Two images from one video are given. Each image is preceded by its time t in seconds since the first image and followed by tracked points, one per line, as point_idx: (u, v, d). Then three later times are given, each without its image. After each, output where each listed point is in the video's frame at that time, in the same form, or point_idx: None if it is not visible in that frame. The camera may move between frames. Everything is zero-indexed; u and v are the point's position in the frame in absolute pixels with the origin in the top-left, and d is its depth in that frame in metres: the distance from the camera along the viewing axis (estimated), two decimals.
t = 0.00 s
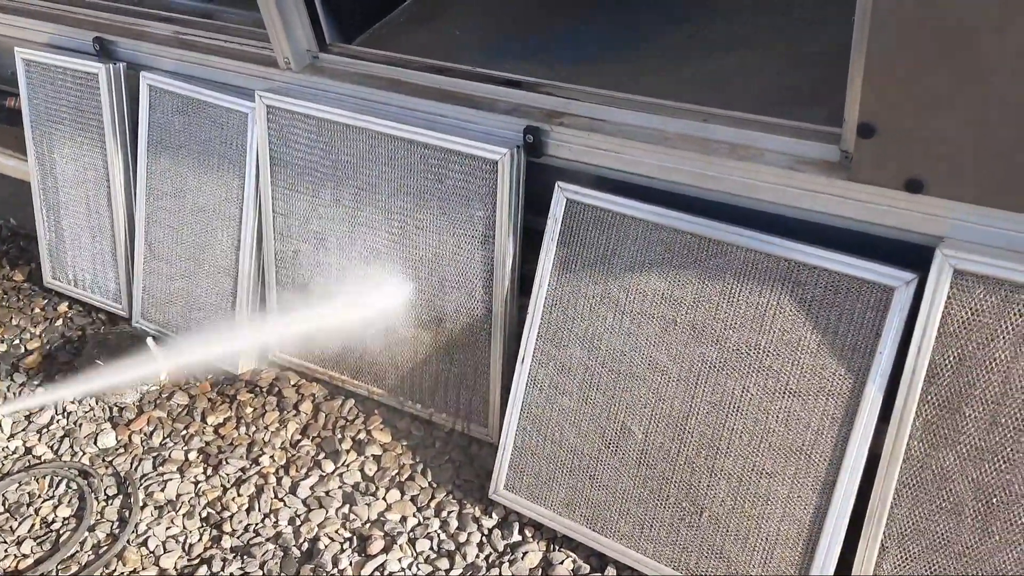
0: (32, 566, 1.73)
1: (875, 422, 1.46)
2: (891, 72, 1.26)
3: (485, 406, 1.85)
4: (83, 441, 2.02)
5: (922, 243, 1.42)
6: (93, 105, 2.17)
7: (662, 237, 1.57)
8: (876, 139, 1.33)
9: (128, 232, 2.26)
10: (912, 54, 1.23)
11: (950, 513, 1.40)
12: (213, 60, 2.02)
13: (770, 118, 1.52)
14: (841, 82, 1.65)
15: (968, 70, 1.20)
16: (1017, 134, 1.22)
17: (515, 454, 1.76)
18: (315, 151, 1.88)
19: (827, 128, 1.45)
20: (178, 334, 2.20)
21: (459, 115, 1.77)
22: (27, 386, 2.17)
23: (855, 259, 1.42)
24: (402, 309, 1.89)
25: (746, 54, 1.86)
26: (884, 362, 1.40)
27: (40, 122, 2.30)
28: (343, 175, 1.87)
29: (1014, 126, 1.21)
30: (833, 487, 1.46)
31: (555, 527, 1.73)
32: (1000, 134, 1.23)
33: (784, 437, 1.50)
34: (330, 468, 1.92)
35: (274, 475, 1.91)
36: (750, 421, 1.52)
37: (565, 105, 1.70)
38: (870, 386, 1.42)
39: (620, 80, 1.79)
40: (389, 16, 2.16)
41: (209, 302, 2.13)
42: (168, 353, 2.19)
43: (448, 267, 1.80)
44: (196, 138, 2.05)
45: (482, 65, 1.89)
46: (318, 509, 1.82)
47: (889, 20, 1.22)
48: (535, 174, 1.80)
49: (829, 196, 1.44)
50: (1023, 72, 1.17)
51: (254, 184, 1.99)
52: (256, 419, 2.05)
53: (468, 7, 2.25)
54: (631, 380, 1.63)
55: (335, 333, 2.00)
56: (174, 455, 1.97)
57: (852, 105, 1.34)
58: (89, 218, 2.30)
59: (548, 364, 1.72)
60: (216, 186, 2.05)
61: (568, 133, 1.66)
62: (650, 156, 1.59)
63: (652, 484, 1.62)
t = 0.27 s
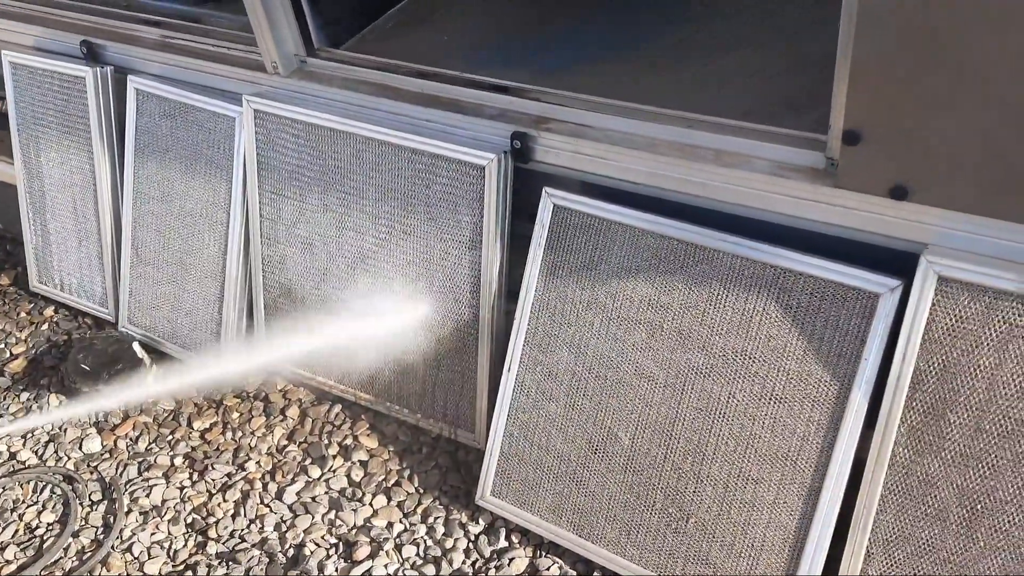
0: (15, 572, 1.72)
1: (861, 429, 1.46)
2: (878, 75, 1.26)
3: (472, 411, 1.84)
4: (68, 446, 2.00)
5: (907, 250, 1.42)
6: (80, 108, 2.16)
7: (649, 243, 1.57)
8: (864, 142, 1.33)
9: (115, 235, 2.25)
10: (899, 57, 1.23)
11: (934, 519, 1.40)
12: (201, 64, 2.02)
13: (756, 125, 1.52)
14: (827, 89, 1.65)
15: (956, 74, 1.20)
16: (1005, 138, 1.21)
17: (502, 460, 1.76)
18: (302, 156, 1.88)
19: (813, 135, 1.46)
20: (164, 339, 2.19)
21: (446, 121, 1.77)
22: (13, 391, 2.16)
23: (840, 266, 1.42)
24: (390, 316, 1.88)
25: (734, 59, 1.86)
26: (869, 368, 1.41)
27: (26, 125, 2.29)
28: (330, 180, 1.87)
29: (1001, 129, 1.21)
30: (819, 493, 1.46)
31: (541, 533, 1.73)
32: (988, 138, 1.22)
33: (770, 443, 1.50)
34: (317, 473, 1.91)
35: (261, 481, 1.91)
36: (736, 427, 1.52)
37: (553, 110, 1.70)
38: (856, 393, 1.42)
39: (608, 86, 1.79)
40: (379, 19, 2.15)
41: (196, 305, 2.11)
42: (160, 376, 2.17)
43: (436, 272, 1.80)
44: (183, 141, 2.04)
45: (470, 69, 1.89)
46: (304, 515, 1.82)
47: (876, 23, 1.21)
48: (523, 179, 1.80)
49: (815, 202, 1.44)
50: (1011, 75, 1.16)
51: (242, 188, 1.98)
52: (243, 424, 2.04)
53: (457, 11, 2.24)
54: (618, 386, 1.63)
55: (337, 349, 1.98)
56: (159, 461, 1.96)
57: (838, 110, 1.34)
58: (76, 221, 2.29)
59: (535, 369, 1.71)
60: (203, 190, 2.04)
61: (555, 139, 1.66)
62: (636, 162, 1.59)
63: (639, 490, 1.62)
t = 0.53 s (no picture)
0: None
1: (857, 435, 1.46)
2: (876, 77, 1.26)
3: (469, 415, 1.84)
4: (65, 449, 2.00)
5: (903, 257, 1.43)
6: (78, 112, 2.16)
7: (646, 249, 1.58)
8: (862, 145, 1.33)
9: (113, 239, 2.25)
10: (897, 58, 1.23)
11: (930, 525, 1.41)
12: (200, 68, 2.02)
13: (753, 132, 1.53)
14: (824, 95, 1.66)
15: (953, 75, 1.21)
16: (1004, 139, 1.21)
17: (499, 465, 1.76)
18: (301, 160, 1.88)
19: (809, 142, 1.47)
20: (160, 342, 2.18)
21: (445, 126, 1.77)
22: (10, 394, 2.16)
23: (837, 272, 1.43)
24: (388, 320, 1.89)
25: (731, 65, 1.87)
26: (865, 375, 1.41)
27: (25, 129, 2.29)
28: (328, 185, 1.87)
29: (1000, 130, 1.21)
30: (815, 500, 1.47)
31: (537, 538, 1.73)
32: (987, 139, 1.23)
33: (766, 449, 1.50)
34: (313, 478, 1.91)
35: (257, 485, 1.91)
36: (732, 432, 1.53)
37: (551, 117, 1.71)
38: (852, 400, 1.42)
39: (605, 92, 1.79)
40: (377, 24, 2.15)
41: (193, 309, 2.11)
42: (162, 391, 2.16)
43: (433, 277, 1.80)
44: (181, 146, 2.04)
45: (468, 75, 1.89)
46: (301, 520, 1.82)
47: (873, 25, 1.22)
48: (520, 185, 1.81)
49: (811, 209, 1.45)
50: (1009, 78, 1.17)
51: (239, 193, 1.98)
52: (241, 428, 2.04)
53: (456, 16, 2.25)
54: (614, 391, 1.63)
55: (351, 370, 1.98)
56: (156, 465, 1.96)
57: (835, 117, 1.34)
58: (73, 225, 2.29)
59: (532, 374, 1.72)
60: (201, 195, 2.04)
61: (553, 145, 1.67)
62: (634, 168, 1.59)
63: (635, 495, 1.62)
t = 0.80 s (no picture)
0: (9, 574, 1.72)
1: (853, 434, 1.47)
2: (877, 77, 1.27)
3: (467, 414, 1.85)
4: (64, 449, 2.01)
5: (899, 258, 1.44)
6: (79, 112, 2.17)
7: (644, 250, 1.59)
8: (861, 146, 1.34)
9: (112, 240, 2.25)
10: (897, 59, 1.25)
11: (926, 524, 1.41)
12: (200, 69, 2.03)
13: (751, 134, 1.54)
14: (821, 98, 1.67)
15: (954, 76, 1.22)
16: (1003, 139, 1.23)
17: (497, 464, 1.77)
18: (301, 161, 1.89)
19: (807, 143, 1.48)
20: (160, 341, 2.19)
21: (444, 127, 1.78)
22: (9, 394, 2.16)
23: (834, 272, 1.44)
24: (388, 321, 1.89)
25: (729, 67, 1.88)
26: (862, 374, 1.42)
27: (25, 130, 2.30)
28: (328, 185, 1.88)
29: (999, 130, 1.23)
30: (812, 499, 1.47)
31: (534, 536, 1.73)
32: (986, 139, 1.24)
33: (763, 448, 1.51)
34: (312, 477, 1.92)
35: (256, 484, 1.91)
36: (730, 432, 1.54)
37: (550, 118, 1.72)
38: (849, 400, 1.43)
39: (604, 94, 1.81)
40: (379, 24, 2.16)
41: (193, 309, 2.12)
42: (159, 388, 2.16)
43: (433, 277, 1.81)
44: (181, 146, 2.05)
45: (468, 77, 1.90)
46: (299, 519, 1.82)
47: (874, 27, 1.23)
48: (519, 186, 1.82)
49: (809, 210, 1.46)
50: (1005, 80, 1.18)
51: (239, 193, 1.99)
52: (239, 428, 2.04)
53: (456, 18, 2.26)
54: (613, 391, 1.64)
55: (347, 370, 1.99)
56: (155, 464, 1.96)
57: (832, 118, 1.36)
58: (73, 225, 2.30)
59: (531, 374, 1.72)
60: (201, 195, 2.05)
61: (552, 146, 1.68)
62: (632, 169, 1.60)
63: (633, 495, 1.63)
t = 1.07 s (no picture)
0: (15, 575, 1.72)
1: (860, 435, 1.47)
2: (880, 78, 1.27)
3: (473, 415, 1.85)
4: (69, 450, 2.01)
5: (905, 258, 1.44)
6: (84, 113, 2.17)
7: (650, 251, 1.59)
8: (870, 148, 1.34)
9: (117, 242, 2.26)
10: (900, 61, 1.24)
11: (933, 525, 1.41)
12: (206, 71, 2.03)
13: (757, 135, 1.54)
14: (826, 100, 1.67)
15: (960, 77, 1.22)
16: (1011, 137, 1.22)
17: (503, 466, 1.77)
18: (306, 162, 1.90)
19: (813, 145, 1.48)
20: (165, 343, 2.19)
21: (450, 129, 1.79)
22: (13, 395, 2.16)
23: (840, 273, 1.44)
24: (393, 323, 1.90)
25: (733, 69, 1.88)
26: (868, 375, 1.42)
27: (30, 131, 2.30)
28: (334, 187, 1.88)
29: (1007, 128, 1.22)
30: (818, 500, 1.47)
31: (539, 537, 1.73)
32: (994, 137, 1.23)
33: (770, 450, 1.51)
34: (317, 479, 1.92)
35: (261, 486, 1.91)
36: (736, 433, 1.54)
37: (556, 120, 1.72)
38: (856, 402, 1.43)
39: (609, 95, 1.81)
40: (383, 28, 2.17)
41: (198, 311, 2.12)
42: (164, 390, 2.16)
43: (438, 278, 1.81)
44: (187, 148, 2.05)
45: (473, 79, 1.91)
46: (304, 521, 1.82)
47: (880, 28, 1.23)
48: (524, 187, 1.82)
49: (815, 211, 1.46)
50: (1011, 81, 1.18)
51: (244, 195, 1.99)
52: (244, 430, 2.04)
53: (460, 21, 2.26)
54: (618, 392, 1.64)
55: (351, 374, 1.99)
56: (160, 465, 1.96)
57: (839, 119, 1.36)
58: (78, 227, 2.30)
59: (536, 376, 1.72)
60: (206, 197, 2.05)
61: (558, 147, 1.68)
62: (638, 170, 1.60)
63: (639, 496, 1.63)
